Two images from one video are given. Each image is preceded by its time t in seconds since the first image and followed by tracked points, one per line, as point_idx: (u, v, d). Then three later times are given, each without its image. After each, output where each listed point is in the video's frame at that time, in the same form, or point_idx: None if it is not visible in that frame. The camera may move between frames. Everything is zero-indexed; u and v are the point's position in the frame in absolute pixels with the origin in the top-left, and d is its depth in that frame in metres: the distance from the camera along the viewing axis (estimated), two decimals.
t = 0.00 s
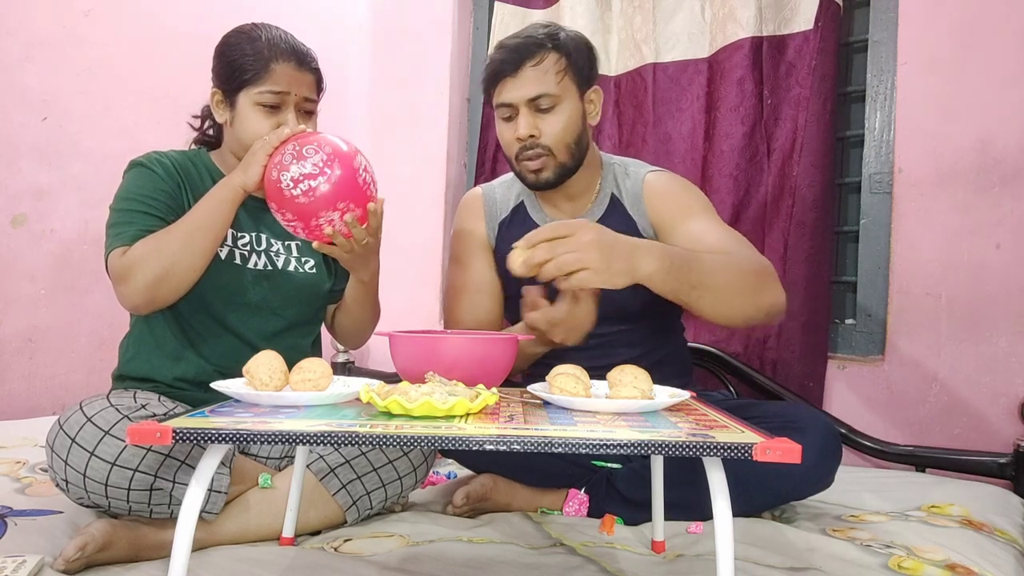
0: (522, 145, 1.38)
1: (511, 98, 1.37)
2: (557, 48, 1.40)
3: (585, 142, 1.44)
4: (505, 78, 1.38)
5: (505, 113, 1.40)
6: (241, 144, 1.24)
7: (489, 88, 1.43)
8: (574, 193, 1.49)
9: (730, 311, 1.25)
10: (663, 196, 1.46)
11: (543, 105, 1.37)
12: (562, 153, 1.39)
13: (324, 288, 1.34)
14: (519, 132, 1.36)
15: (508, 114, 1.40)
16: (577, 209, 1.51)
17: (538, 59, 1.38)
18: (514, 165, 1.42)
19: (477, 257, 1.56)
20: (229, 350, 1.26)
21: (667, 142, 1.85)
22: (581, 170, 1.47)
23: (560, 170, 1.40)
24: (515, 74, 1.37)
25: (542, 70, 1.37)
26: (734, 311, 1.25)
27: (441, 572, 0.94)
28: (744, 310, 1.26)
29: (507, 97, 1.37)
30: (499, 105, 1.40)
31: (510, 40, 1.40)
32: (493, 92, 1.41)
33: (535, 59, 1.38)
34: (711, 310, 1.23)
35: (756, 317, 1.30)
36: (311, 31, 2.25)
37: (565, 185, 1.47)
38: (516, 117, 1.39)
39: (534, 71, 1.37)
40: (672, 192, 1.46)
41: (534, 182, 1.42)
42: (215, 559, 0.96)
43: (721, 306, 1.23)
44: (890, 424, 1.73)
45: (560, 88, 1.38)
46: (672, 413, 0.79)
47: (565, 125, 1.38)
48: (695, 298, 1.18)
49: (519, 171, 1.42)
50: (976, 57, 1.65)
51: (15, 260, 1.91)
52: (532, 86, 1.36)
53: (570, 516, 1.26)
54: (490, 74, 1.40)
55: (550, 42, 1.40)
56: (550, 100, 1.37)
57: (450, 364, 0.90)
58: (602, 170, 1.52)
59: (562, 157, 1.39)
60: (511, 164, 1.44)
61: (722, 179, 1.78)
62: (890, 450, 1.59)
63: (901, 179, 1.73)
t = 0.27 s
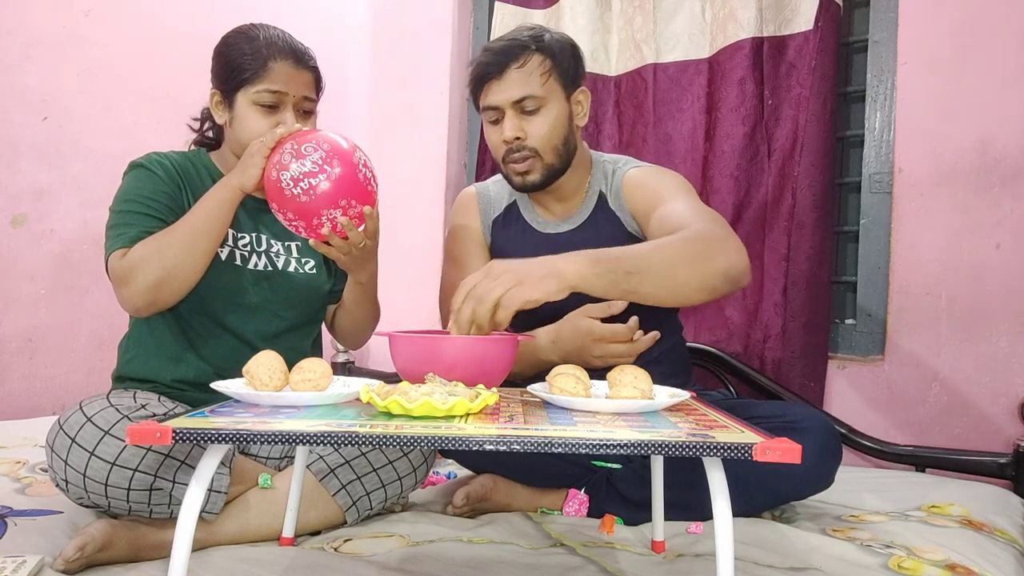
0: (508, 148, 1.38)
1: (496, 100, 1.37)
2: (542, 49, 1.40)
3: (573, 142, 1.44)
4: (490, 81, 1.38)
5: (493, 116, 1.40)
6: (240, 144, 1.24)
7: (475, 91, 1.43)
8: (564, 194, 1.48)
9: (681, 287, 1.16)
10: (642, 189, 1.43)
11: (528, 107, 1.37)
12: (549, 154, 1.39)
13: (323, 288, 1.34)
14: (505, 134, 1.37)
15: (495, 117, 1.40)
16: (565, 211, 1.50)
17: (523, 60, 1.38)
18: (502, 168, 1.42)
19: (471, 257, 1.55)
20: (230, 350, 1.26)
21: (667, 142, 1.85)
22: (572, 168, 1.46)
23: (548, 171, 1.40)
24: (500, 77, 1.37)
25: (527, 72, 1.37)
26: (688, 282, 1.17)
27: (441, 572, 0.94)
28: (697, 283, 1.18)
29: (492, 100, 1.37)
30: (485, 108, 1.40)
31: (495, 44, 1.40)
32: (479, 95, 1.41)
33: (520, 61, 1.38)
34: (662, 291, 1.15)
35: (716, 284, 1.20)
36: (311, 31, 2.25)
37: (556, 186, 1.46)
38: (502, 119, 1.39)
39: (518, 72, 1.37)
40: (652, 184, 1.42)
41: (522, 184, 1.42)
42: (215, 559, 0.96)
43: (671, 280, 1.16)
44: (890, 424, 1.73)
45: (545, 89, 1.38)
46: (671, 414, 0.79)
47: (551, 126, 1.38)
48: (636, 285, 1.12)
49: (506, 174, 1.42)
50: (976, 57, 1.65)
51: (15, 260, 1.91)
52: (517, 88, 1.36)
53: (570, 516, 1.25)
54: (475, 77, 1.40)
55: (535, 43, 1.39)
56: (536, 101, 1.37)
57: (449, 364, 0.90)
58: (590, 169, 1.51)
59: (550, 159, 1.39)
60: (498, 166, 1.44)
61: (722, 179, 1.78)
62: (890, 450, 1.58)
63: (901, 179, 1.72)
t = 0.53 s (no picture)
0: (499, 153, 1.38)
1: (486, 105, 1.37)
2: (531, 53, 1.40)
3: (565, 145, 1.43)
4: (480, 87, 1.37)
5: (483, 122, 1.40)
6: (239, 143, 1.24)
7: (466, 96, 1.42)
8: (558, 196, 1.47)
9: (661, 278, 1.14)
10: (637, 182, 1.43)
11: (518, 112, 1.36)
12: (540, 159, 1.38)
13: (323, 287, 1.34)
14: (496, 140, 1.36)
15: (485, 122, 1.40)
16: (561, 213, 1.49)
17: (512, 65, 1.37)
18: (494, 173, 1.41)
19: (468, 256, 1.55)
20: (230, 350, 1.26)
21: (667, 142, 1.85)
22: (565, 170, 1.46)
23: (540, 176, 1.40)
24: (490, 83, 1.37)
25: (516, 77, 1.37)
26: (668, 271, 1.14)
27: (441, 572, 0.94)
28: (676, 273, 1.15)
29: (482, 105, 1.37)
30: (475, 113, 1.39)
31: (484, 49, 1.40)
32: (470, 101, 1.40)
33: (509, 66, 1.37)
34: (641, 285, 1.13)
35: (698, 273, 1.17)
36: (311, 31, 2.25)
37: (549, 190, 1.46)
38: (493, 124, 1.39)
39: (508, 77, 1.36)
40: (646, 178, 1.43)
41: (513, 189, 1.41)
42: (215, 559, 0.96)
43: (650, 272, 1.13)
44: (890, 424, 1.73)
45: (535, 94, 1.37)
46: (671, 413, 0.79)
47: (542, 131, 1.38)
48: (615, 280, 1.11)
49: (497, 179, 1.41)
50: (977, 57, 1.65)
51: (14, 260, 1.91)
52: (506, 93, 1.35)
53: (570, 516, 1.25)
54: (466, 82, 1.40)
55: (523, 48, 1.39)
56: (526, 106, 1.36)
57: (450, 364, 0.90)
58: (584, 168, 1.51)
59: (541, 163, 1.39)
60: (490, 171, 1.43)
61: (722, 179, 1.78)
62: (890, 450, 1.58)
63: (901, 179, 1.72)
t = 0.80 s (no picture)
0: (499, 156, 1.37)
1: (485, 108, 1.36)
2: (531, 55, 1.39)
3: (565, 147, 1.43)
4: (479, 89, 1.37)
5: (482, 124, 1.39)
6: (237, 142, 1.24)
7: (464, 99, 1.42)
8: (557, 197, 1.47)
9: (657, 289, 1.14)
10: (638, 184, 1.43)
11: (517, 114, 1.36)
12: (540, 162, 1.38)
13: (323, 285, 1.34)
14: (495, 143, 1.35)
15: (484, 124, 1.39)
16: (560, 215, 1.49)
17: (511, 67, 1.37)
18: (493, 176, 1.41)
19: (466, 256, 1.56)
20: (230, 350, 1.26)
21: (667, 142, 1.85)
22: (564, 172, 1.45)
23: (539, 179, 1.40)
24: (488, 85, 1.36)
25: (516, 79, 1.36)
26: (665, 281, 1.14)
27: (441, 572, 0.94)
28: (675, 283, 1.15)
29: (480, 107, 1.36)
30: (475, 116, 1.39)
31: (483, 51, 1.40)
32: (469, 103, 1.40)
33: (507, 68, 1.37)
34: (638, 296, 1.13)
35: (695, 283, 1.17)
36: (310, 31, 2.24)
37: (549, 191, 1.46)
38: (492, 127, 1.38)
39: (507, 80, 1.36)
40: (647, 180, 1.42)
41: (512, 192, 1.41)
42: (215, 559, 0.96)
43: (647, 282, 1.13)
44: (890, 425, 1.72)
45: (535, 96, 1.37)
46: (671, 412, 0.79)
47: (541, 133, 1.37)
48: (614, 287, 1.11)
49: (496, 181, 1.41)
50: (976, 57, 1.65)
51: (14, 260, 1.91)
52: (506, 96, 1.35)
53: (569, 516, 1.26)
54: (464, 84, 1.39)
55: (522, 50, 1.39)
56: (525, 109, 1.35)
57: (449, 364, 0.90)
58: (583, 169, 1.50)
59: (541, 166, 1.38)
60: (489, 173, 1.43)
61: (722, 179, 1.78)
62: (890, 450, 1.58)
63: (902, 179, 1.72)
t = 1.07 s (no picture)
0: (493, 172, 1.32)
1: (480, 123, 1.30)
2: (527, 66, 1.33)
3: (561, 159, 1.38)
4: (473, 102, 1.30)
5: (476, 138, 1.33)
6: (237, 142, 1.24)
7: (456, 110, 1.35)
8: (554, 210, 1.45)
9: (686, 311, 1.06)
10: (644, 196, 1.41)
11: (513, 129, 1.30)
12: (536, 179, 1.33)
13: (324, 286, 1.34)
14: (490, 159, 1.30)
15: (478, 139, 1.33)
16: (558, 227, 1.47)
17: (507, 78, 1.31)
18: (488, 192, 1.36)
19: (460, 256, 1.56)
20: (229, 350, 1.26)
21: (667, 142, 1.85)
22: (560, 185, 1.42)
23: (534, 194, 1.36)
24: (483, 98, 1.29)
25: (511, 92, 1.30)
26: (694, 306, 1.06)
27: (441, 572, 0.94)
28: (701, 307, 1.07)
29: (475, 122, 1.30)
30: (467, 130, 1.32)
31: (476, 60, 1.33)
32: (461, 116, 1.33)
33: (502, 81, 1.30)
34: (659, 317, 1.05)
35: (725, 308, 1.08)
36: (310, 32, 2.24)
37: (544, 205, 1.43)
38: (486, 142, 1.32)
39: (502, 94, 1.29)
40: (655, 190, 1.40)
41: (508, 207, 1.37)
42: (215, 559, 0.96)
43: (675, 304, 1.04)
44: (890, 425, 1.72)
45: (531, 110, 1.31)
46: (671, 413, 0.79)
47: (538, 149, 1.32)
48: (641, 306, 1.02)
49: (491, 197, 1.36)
50: (976, 57, 1.65)
51: (14, 260, 1.91)
52: (502, 110, 1.29)
53: (569, 516, 1.26)
54: (457, 96, 1.33)
55: (517, 61, 1.33)
56: (521, 124, 1.30)
57: (450, 364, 0.90)
58: (581, 179, 1.49)
59: (537, 182, 1.34)
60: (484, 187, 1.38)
61: (722, 179, 1.78)
62: (890, 450, 1.58)
63: (901, 179, 1.72)
